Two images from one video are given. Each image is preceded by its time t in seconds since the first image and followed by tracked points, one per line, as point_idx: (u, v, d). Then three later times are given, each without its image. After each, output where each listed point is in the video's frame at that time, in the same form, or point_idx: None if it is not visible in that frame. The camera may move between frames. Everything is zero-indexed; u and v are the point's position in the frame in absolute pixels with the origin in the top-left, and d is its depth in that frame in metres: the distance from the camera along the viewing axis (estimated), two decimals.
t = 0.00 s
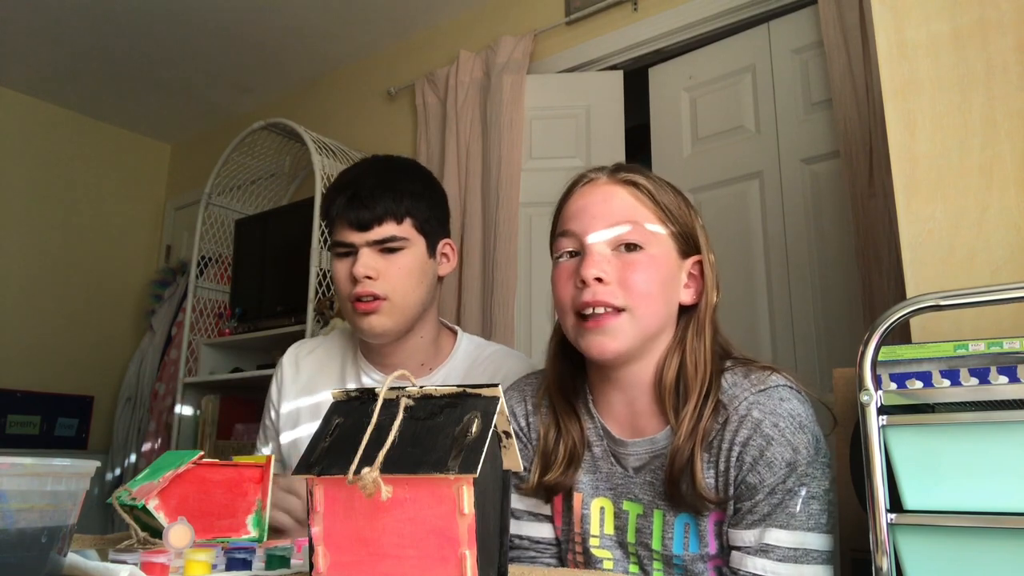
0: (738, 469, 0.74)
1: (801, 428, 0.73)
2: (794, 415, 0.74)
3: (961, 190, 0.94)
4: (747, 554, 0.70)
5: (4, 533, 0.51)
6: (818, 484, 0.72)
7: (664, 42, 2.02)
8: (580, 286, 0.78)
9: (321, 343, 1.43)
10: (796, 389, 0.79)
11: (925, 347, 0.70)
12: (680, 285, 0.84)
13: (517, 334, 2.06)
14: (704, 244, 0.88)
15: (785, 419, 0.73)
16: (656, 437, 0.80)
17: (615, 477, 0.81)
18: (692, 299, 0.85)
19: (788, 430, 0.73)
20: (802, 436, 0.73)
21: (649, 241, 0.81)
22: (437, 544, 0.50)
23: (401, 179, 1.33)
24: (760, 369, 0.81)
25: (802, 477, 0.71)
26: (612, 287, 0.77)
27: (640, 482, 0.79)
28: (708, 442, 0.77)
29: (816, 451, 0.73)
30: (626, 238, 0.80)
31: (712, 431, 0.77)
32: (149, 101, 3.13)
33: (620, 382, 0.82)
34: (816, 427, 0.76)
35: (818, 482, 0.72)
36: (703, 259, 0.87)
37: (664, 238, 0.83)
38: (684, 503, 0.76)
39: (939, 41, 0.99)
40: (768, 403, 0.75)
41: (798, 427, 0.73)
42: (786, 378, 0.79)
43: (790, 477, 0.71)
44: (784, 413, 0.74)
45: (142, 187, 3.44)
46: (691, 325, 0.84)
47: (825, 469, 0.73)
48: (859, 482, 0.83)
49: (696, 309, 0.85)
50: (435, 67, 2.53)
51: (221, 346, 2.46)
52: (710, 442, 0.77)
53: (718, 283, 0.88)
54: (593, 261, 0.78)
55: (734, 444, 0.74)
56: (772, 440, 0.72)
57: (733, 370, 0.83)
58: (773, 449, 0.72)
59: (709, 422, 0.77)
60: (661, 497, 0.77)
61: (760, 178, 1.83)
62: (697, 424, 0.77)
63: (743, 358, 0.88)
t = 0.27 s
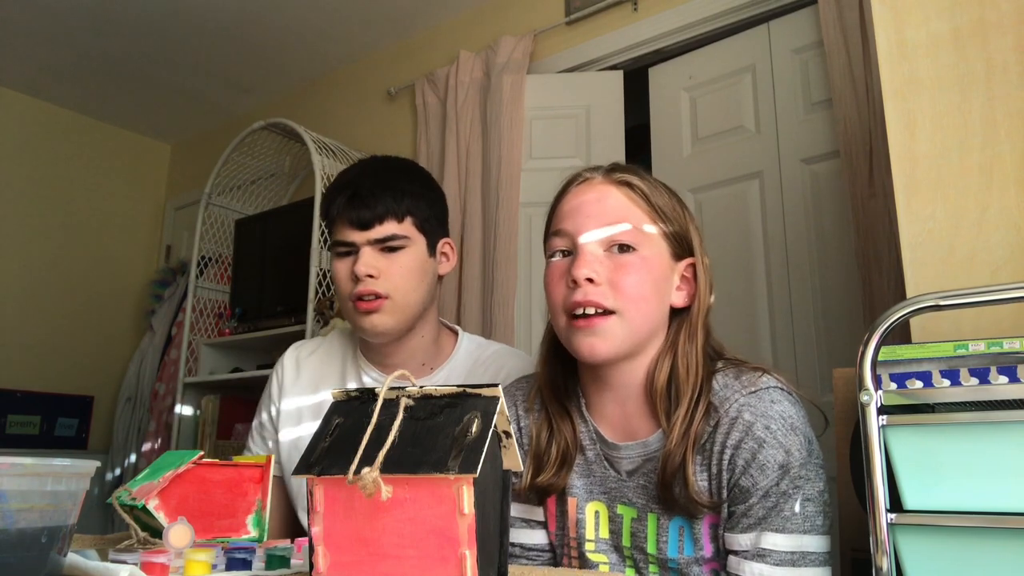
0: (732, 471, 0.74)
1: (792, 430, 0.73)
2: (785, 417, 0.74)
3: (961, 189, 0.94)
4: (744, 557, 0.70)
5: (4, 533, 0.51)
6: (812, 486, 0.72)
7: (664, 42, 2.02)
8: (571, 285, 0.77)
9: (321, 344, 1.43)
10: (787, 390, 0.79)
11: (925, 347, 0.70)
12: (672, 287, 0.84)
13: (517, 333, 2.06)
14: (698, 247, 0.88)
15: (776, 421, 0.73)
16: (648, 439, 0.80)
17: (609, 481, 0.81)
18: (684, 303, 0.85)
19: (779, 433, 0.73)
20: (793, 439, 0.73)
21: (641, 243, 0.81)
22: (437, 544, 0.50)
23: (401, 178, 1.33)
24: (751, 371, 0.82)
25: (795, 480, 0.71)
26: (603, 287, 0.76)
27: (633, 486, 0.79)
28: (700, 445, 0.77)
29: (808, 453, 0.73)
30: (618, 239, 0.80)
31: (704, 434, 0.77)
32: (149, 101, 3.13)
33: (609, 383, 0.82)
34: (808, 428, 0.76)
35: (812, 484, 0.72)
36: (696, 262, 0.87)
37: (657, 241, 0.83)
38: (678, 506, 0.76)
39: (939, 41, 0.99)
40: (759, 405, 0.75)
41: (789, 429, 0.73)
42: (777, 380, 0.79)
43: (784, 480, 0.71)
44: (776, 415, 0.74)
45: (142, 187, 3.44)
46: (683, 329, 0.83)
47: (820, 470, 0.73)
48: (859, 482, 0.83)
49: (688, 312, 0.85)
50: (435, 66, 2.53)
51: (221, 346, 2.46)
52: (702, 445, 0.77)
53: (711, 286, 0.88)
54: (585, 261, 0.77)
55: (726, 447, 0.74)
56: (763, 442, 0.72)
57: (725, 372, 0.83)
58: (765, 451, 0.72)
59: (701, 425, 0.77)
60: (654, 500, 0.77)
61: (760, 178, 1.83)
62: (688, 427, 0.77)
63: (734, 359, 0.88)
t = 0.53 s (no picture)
0: (727, 481, 0.73)
1: (786, 438, 0.73)
2: (780, 424, 0.74)
3: (961, 189, 0.94)
4: (742, 567, 0.70)
5: (4, 533, 0.51)
6: (810, 493, 0.71)
7: (664, 42, 2.02)
8: (565, 290, 0.77)
9: (321, 344, 1.43)
10: (781, 395, 0.78)
11: (925, 347, 0.70)
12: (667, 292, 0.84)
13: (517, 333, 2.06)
14: (692, 252, 0.88)
15: (771, 429, 0.73)
16: (643, 449, 0.79)
17: (605, 493, 0.81)
18: (678, 308, 0.85)
19: (773, 441, 0.72)
20: (788, 446, 0.72)
21: (635, 247, 0.81)
22: (437, 544, 0.50)
23: (401, 179, 1.33)
24: (745, 376, 0.81)
25: (790, 488, 0.71)
26: (597, 292, 0.76)
27: (629, 497, 0.79)
28: (695, 454, 0.76)
29: (803, 460, 0.73)
30: (612, 243, 0.80)
31: (698, 444, 0.77)
32: (149, 101, 3.13)
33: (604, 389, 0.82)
34: (803, 434, 0.76)
35: (810, 491, 0.71)
36: (689, 267, 0.87)
37: (650, 245, 0.83)
38: (675, 517, 0.76)
39: (939, 41, 0.99)
40: (752, 413, 0.74)
41: (784, 437, 0.73)
42: (770, 385, 0.79)
43: (779, 488, 0.70)
44: (769, 423, 0.73)
45: (142, 187, 3.44)
46: (677, 335, 0.83)
47: (815, 476, 0.73)
48: (859, 482, 0.83)
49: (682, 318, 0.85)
50: (435, 66, 2.53)
51: (221, 346, 2.46)
52: (697, 454, 0.77)
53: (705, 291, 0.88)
54: (578, 265, 0.77)
55: (721, 456, 0.74)
56: (758, 451, 0.72)
57: (719, 377, 0.82)
58: (759, 460, 0.71)
59: (695, 434, 0.77)
60: (650, 511, 0.77)
61: (760, 178, 1.83)
62: (684, 437, 0.77)
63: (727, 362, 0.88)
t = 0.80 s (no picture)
0: (728, 486, 0.73)
1: (787, 442, 0.72)
2: (780, 428, 0.73)
3: (960, 189, 0.94)
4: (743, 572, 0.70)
5: (4, 533, 0.51)
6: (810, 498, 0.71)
7: (664, 42, 2.02)
8: (558, 308, 0.75)
9: (322, 344, 1.43)
10: (781, 399, 0.78)
11: (924, 347, 0.70)
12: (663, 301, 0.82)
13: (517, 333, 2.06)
14: (688, 257, 0.87)
15: (771, 434, 0.72)
16: (643, 455, 0.80)
17: (606, 500, 0.81)
18: (674, 315, 0.84)
19: (773, 445, 0.71)
20: (788, 450, 0.72)
21: (629, 259, 0.78)
22: (437, 544, 0.50)
23: (402, 179, 1.33)
24: (745, 380, 0.81)
25: (791, 492, 0.70)
26: (591, 311, 0.74)
27: (630, 503, 0.79)
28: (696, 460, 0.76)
29: (805, 464, 0.72)
30: (605, 255, 0.77)
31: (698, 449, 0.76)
32: (149, 101, 3.13)
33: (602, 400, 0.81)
34: (804, 438, 0.75)
35: (811, 494, 0.70)
36: (684, 273, 0.86)
37: (644, 255, 0.80)
38: (677, 524, 0.76)
39: (939, 41, 0.99)
40: (752, 417, 0.74)
41: (785, 442, 0.72)
42: (770, 389, 0.78)
43: (779, 493, 0.69)
44: (770, 427, 0.73)
45: (141, 188, 3.44)
46: (674, 344, 0.82)
47: (816, 480, 0.72)
48: (859, 482, 0.83)
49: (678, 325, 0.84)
50: (435, 66, 2.53)
51: (221, 346, 2.47)
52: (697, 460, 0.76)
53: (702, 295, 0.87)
54: (570, 282, 0.75)
55: (721, 461, 0.73)
56: (758, 455, 0.71)
57: (718, 382, 0.82)
58: (760, 465, 0.70)
59: (696, 440, 0.76)
60: (652, 518, 0.77)
61: (760, 178, 1.83)
62: (686, 444, 0.76)
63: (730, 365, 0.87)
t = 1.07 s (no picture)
0: (727, 492, 0.73)
1: (786, 447, 0.72)
2: (779, 433, 0.73)
3: (961, 189, 0.94)
4: None
5: (4, 533, 0.51)
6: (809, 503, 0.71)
7: (664, 41, 2.02)
8: (554, 329, 0.74)
9: (324, 342, 1.43)
10: (779, 404, 0.78)
11: (924, 347, 0.70)
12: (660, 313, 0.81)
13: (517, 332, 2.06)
14: (684, 266, 0.85)
15: (770, 439, 0.72)
16: (642, 462, 0.80)
17: (606, 507, 0.81)
18: (671, 327, 0.82)
19: (773, 450, 0.71)
20: (787, 455, 0.72)
21: (625, 274, 0.77)
22: (437, 544, 0.50)
23: (408, 179, 1.32)
24: (742, 385, 0.81)
25: (790, 498, 0.69)
26: (587, 332, 0.73)
27: (631, 510, 0.79)
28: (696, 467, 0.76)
29: (803, 469, 0.72)
30: (601, 272, 0.76)
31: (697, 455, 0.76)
32: (149, 101, 3.13)
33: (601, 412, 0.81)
34: (802, 443, 0.75)
35: (809, 499, 0.71)
36: (681, 282, 0.84)
37: (640, 269, 0.79)
38: (677, 531, 0.76)
39: (939, 41, 0.99)
40: (751, 423, 0.74)
41: (783, 447, 0.72)
42: (768, 394, 0.79)
43: (779, 499, 0.69)
44: (768, 433, 0.73)
45: (142, 187, 3.44)
46: (672, 356, 0.81)
47: (814, 484, 0.72)
48: (859, 482, 0.83)
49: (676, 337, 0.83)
50: (436, 66, 2.53)
51: (221, 346, 2.47)
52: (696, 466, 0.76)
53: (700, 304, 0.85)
54: (565, 303, 0.73)
55: (720, 467, 0.74)
56: (757, 461, 0.71)
57: (716, 390, 0.81)
58: (759, 470, 0.70)
59: (696, 447, 0.76)
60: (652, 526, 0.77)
61: (760, 177, 1.83)
62: (688, 456, 0.75)
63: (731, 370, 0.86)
